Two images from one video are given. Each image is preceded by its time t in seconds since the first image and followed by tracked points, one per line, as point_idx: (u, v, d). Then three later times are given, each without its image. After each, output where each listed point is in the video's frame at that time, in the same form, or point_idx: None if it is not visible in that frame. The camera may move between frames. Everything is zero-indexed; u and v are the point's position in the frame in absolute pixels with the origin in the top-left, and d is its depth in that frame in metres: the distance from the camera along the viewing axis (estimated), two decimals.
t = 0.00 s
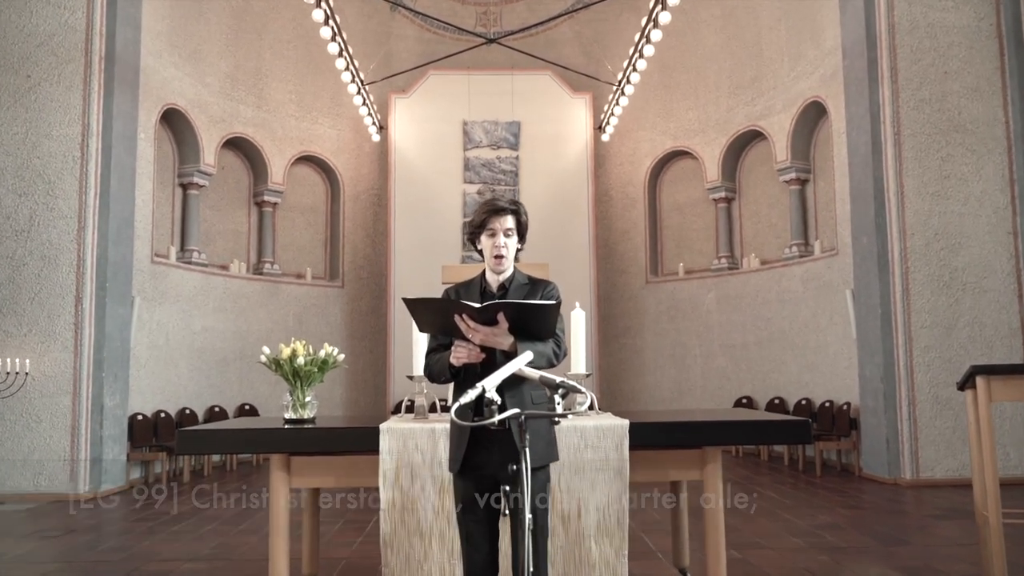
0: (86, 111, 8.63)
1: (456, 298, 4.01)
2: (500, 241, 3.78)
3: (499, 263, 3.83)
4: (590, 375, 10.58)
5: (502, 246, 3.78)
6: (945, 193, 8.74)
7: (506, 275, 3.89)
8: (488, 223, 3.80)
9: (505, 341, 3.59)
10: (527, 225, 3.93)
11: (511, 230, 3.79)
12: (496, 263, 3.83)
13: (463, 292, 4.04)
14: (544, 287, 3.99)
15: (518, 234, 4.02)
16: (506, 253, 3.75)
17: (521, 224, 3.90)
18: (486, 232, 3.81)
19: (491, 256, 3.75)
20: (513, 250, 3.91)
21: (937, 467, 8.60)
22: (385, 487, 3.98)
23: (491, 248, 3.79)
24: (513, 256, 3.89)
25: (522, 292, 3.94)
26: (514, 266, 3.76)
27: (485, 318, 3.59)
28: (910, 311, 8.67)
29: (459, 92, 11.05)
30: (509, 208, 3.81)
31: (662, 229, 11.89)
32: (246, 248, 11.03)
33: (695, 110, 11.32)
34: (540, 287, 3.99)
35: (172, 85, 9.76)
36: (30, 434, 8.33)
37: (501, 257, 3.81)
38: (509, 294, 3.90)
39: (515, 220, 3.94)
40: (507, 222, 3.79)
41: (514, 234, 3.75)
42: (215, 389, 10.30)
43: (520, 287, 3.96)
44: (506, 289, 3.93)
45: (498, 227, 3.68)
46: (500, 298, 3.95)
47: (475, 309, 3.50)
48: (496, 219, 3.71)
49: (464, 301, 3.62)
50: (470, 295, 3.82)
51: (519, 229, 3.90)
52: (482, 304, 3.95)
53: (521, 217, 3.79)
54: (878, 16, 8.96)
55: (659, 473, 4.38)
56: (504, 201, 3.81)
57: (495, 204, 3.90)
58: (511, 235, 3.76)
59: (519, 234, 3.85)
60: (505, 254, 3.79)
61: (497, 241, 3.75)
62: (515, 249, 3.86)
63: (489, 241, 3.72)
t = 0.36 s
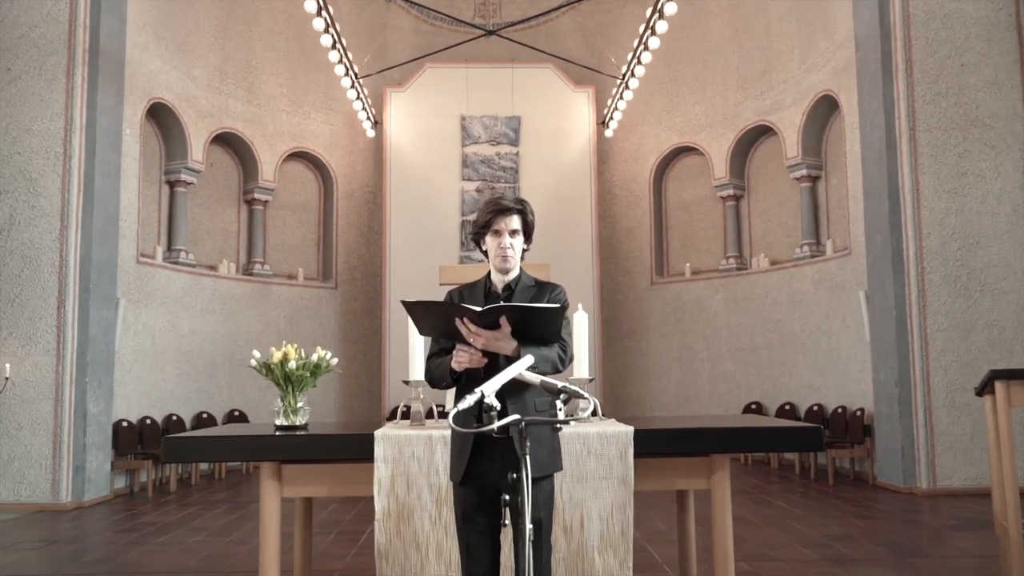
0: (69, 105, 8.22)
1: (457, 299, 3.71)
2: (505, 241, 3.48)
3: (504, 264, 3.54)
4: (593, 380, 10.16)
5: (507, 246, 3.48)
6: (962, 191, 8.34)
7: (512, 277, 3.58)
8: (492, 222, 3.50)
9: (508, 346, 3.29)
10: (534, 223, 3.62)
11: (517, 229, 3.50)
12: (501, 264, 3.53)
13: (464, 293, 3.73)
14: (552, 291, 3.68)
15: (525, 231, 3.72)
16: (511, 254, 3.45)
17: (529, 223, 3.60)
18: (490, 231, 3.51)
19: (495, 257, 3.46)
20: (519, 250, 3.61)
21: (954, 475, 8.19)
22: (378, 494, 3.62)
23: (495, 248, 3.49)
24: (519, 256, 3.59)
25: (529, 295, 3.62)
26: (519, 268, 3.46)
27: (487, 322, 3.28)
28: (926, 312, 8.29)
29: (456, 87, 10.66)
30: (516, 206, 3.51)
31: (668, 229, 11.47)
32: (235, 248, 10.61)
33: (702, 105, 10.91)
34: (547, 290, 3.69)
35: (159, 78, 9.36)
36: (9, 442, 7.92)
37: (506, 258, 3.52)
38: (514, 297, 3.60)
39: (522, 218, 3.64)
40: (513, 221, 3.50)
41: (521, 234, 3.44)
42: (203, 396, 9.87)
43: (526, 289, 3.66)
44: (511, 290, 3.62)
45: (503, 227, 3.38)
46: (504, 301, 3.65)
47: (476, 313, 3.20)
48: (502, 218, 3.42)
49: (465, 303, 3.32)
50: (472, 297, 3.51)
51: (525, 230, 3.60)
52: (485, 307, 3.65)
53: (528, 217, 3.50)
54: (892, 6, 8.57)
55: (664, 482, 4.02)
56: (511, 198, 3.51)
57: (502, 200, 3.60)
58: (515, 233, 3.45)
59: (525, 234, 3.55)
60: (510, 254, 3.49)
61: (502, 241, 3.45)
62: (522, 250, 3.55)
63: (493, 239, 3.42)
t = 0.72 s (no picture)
0: (47, 99, 7.73)
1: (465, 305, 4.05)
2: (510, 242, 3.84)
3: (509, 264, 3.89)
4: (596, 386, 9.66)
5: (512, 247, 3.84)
6: (985, 187, 7.84)
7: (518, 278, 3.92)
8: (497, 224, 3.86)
9: (514, 348, 3.62)
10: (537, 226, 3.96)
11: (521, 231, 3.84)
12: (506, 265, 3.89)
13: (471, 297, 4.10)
14: (556, 294, 4.01)
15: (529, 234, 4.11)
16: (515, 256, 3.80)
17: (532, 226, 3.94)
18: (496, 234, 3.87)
19: (502, 259, 3.85)
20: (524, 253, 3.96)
21: (976, 487, 7.72)
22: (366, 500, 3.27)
23: (500, 249, 3.84)
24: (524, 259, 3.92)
25: (533, 296, 4.04)
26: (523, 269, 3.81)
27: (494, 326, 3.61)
28: (946, 315, 7.82)
29: (454, 79, 10.18)
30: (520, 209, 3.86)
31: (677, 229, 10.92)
32: (222, 248, 10.10)
33: (711, 99, 10.33)
34: (553, 294, 4.02)
35: (142, 70, 8.88)
36: None
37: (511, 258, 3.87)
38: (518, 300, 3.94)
39: (526, 220, 4.01)
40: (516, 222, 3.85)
41: (523, 235, 3.83)
42: (187, 403, 9.38)
43: (531, 293, 4.01)
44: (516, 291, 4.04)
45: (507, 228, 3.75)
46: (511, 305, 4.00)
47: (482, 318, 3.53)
48: (508, 223, 3.84)
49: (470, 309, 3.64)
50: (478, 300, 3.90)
51: (529, 232, 4.00)
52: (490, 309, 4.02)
53: (531, 220, 3.90)
54: None
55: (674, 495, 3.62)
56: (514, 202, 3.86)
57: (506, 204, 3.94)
58: (520, 237, 3.86)
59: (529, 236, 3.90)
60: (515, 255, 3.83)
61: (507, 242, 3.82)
62: (526, 251, 3.93)
63: (500, 243, 3.82)
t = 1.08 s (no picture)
0: (30, 94, 7.38)
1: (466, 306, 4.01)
2: (514, 240, 3.84)
3: (512, 262, 3.90)
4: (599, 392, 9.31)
5: (516, 245, 3.84)
6: (1003, 185, 7.50)
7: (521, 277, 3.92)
8: (500, 222, 3.86)
9: (517, 351, 3.52)
10: (540, 223, 3.96)
11: (525, 228, 3.85)
12: (509, 263, 3.89)
13: (473, 299, 4.09)
14: (559, 295, 3.98)
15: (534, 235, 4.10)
16: (519, 254, 3.80)
17: (535, 223, 3.94)
18: (499, 231, 3.88)
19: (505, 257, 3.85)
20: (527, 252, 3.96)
21: (994, 497, 7.38)
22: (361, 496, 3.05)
23: (504, 247, 3.85)
24: (527, 258, 3.93)
25: (536, 297, 4.02)
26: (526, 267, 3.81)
27: (496, 329, 3.53)
28: (962, 318, 7.47)
29: (451, 73, 9.85)
30: (523, 206, 3.86)
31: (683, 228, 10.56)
32: (211, 249, 9.75)
33: (719, 94, 9.98)
34: (555, 296, 3.98)
35: (129, 63, 8.54)
36: None
37: (514, 256, 3.88)
38: (521, 300, 3.93)
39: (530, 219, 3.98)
40: (520, 220, 3.85)
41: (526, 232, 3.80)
42: (176, 410, 9.04)
43: (533, 294, 3.97)
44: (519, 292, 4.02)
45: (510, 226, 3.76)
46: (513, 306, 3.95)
47: (484, 320, 3.45)
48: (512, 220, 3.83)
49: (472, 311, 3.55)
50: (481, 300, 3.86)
51: (533, 232, 4.00)
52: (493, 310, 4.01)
53: (535, 218, 3.90)
54: None
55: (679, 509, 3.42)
56: (517, 199, 3.87)
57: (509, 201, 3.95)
58: (524, 234, 3.85)
59: (532, 233, 3.90)
60: (518, 253, 3.84)
61: (511, 239, 3.82)
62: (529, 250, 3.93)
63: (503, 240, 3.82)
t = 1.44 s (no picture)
0: (9, 88, 7.00)
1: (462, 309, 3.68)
2: (514, 241, 3.52)
3: (512, 265, 3.57)
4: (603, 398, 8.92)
5: (516, 247, 3.52)
6: None
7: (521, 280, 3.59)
8: (499, 222, 3.54)
9: (517, 356, 3.23)
10: (542, 223, 3.64)
11: (525, 228, 3.53)
12: (509, 266, 3.57)
13: (467, 301, 3.76)
14: (561, 297, 3.65)
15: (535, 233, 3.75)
16: (519, 256, 3.47)
17: (537, 223, 3.62)
18: (497, 231, 3.56)
19: (504, 258, 3.50)
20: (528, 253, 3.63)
21: (1015, 508, 7.00)
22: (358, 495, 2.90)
23: (503, 249, 3.53)
24: (528, 259, 3.60)
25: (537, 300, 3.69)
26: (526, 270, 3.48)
27: (494, 332, 3.21)
28: (981, 322, 7.11)
29: (450, 66, 9.49)
30: (524, 205, 3.54)
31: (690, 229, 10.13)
32: (199, 250, 9.34)
33: (728, 89, 9.55)
34: (557, 297, 3.65)
35: (114, 55, 8.17)
36: None
37: (514, 258, 3.55)
38: (521, 303, 3.60)
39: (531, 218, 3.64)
40: (521, 220, 3.53)
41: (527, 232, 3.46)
42: (162, 417, 8.63)
43: (534, 296, 3.65)
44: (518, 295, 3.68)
45: (510, 225, 3.43)
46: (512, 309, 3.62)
47: (481, 321, 3.13)
48: (512, 218, 3.48)
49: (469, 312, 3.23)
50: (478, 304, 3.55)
51: (534, 231, 3.65)
52: (490, 314, 3.68)
53: (537, 215, 3.55)
54: None
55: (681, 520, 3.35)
56: (518, 197, 3.55)
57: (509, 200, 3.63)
58: (525, 235, 3.50)
59: (533, 234, 3.58)
60: (518, 255, 3.52)
61: (510, 241, 3.49)
62: (530, 251, 3.59)
63: (502, 240, 3.47)
